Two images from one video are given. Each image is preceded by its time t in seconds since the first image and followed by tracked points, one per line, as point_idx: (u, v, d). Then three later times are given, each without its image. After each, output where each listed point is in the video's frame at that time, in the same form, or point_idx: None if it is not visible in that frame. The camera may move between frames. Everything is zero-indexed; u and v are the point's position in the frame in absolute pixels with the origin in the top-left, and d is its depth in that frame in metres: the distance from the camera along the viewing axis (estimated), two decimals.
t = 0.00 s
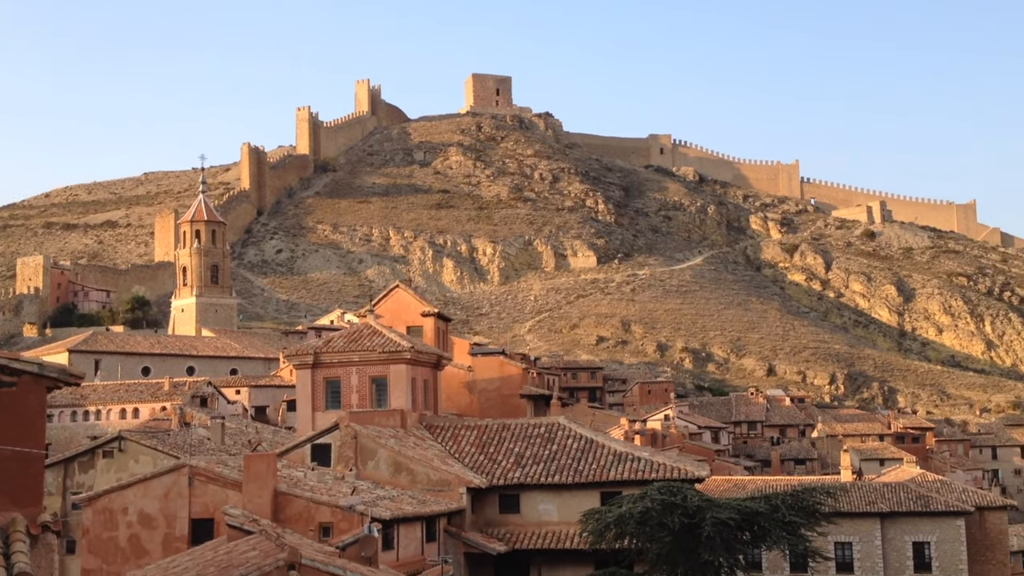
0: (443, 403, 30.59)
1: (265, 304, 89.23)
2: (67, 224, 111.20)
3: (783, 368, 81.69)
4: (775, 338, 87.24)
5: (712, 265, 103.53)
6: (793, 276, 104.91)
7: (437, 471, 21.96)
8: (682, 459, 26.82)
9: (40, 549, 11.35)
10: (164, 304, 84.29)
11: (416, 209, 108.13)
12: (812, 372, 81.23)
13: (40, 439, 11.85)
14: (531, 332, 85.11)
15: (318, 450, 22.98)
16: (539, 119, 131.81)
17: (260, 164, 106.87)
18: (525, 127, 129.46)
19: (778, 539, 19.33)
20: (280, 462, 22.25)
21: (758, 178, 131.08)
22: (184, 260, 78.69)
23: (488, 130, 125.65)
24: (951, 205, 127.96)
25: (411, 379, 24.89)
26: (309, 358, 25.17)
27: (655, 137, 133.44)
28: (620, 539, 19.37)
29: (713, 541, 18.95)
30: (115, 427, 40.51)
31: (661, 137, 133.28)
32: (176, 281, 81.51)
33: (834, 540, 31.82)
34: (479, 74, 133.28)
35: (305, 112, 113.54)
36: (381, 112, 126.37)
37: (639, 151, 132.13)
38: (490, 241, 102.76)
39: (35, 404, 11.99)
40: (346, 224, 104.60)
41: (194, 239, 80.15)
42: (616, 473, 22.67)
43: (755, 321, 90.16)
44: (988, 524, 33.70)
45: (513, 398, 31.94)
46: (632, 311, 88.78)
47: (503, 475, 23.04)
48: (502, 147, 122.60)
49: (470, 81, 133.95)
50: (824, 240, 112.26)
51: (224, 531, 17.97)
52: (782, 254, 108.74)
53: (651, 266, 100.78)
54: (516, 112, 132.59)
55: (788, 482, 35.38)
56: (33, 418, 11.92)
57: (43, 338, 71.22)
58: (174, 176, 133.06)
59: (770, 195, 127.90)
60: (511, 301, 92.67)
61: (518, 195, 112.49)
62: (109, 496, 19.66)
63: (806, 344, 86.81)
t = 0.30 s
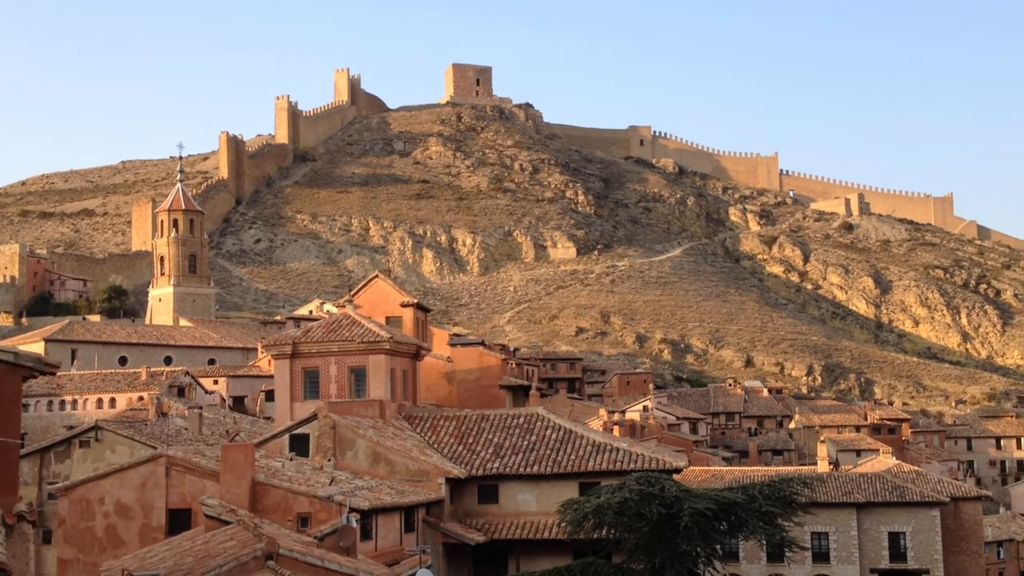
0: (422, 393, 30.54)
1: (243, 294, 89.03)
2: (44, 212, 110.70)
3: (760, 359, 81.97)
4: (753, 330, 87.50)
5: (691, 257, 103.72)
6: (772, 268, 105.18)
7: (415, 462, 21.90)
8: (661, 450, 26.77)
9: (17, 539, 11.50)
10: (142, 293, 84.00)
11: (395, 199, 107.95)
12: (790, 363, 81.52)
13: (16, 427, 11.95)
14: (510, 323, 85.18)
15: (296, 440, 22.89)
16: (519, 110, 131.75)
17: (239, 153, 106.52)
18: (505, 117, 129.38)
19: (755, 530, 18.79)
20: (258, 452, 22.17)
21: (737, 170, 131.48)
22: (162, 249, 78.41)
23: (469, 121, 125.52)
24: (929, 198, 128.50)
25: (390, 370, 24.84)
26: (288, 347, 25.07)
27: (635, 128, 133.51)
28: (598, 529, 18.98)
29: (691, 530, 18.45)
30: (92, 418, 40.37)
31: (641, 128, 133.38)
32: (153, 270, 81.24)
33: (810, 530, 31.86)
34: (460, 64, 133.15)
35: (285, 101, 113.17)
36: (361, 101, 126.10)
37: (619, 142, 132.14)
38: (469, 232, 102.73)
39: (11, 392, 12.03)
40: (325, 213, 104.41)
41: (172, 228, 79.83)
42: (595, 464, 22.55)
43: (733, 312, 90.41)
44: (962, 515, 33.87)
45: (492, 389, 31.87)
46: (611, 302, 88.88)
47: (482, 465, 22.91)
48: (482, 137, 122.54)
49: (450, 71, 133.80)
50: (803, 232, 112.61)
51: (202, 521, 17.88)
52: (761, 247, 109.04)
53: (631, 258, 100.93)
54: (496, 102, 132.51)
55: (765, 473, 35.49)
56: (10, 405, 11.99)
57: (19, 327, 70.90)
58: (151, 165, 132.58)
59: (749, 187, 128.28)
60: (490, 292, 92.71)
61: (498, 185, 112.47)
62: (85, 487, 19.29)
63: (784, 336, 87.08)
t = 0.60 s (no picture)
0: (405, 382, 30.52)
1: (225, 283, 88.86)
2: (24, 199, 110.25)
3: (743, 348, 82.19)
4: (736, 319, 87.70)
5: (674, 246, 103.87)
6: (754, 258, 105.36)
7: (398, 450, 21.88)
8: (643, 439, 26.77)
9: None
10: (123, 281, 83.76)
11: (378, 188, 107.82)
12: (772, 353, 81.76)
13: None
14: (494, 312, 85.24)
15: (279, 428, 22.90)
16: (502, 99, 131.62)
17: (221, 140, 106.16)
18: (488, 106, 129.23)
19: (736, 517, 18.55)
20: (241, 441, 22.12)
21: (720, 160, 131.79)
22: (143, 237, 78.16)
23: (452, 109, 125.36)
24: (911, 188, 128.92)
25: (373, 358, 24.83)
26: (270, 336, 25.01)
27: (618, 117, 133.51)
28: (580, 517, 18.74)
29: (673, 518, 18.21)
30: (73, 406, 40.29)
31: (624, 117, 133.39)
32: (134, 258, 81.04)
33: (792, 518, 32.13)
34: (443, 53, 133.03)
35: (267, 88, 112.79)
36: (344, 89, 125.79)
37: (602, 131, 132.09)
38: (453, 221, 102.68)
39: None
40: (307, 202, 104.26)
41: (153, 216, 79.60)
42: (578, 452, 22.51)
43: (715, 302, 90.58)
44: (943, 503, 34.02)
45: (475, 376, 31.92)
46: (594, 291, 88.93)
47: (465, 454, 22.83)
48: (466, 126, 122.42)
49: (433, 60, 133.62)
50: (785, 222, 112.84)
51: (183, 509, 17.83)
52: (743, 236, 109.25)
53: (614, 247, 101.02)
54: (480, 91, 132.36)
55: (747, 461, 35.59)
56: None
57: None
58: (133, 152, 132.12)
59: (732, 177, 128.57)
60: (473, 281, 92.70)
61: (481, 174, 112.43)
62: (66, 475, 19.07)
63: (767, 325, 87.31)
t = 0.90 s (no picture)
0: (394, 370, 30.52)
1: (213, 271, 88.74)
2: (10, 186, 109.90)
3: (731, 336, 82.36)
4: (724, 307, 87.83)
5: (662, 234, 103.95)
6: (743, 245, 105.50)
7: (387, 438, 21.90)
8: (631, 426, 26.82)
9: None
10: (110, 268, 83.58)
11: (367, 175, 107.71)
12: (760, 340, 81.94)
13: None
14: (483, 300, 85.27)
15: (267, 416, 22.89)
16: (491, 86, 131.47)
17: (208, 128, 105.86)
18: (477, 93, 129.06)
19: (723, 505, 18.57)
20: (229, 428, 22.11)
21: (709, 148, 131.95)
22: (130, 225, 77.98)
23: (440, 97, 125.19)
24: (898, 176, 129.19)
25: (361, 346, 24.83)
26: (259, 323, 24.98)
27: (607, 105, 133.48)
28: (568, 505, 18.75)
29: (660, 505, 18.20)
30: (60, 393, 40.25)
31: (612, 105, 133.36)
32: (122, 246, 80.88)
33: (780, 506, 32.17)
34: (431, 40, 132.89)
35: (254, 75, 112.43)
36: (331, 77, 125.57)
37: (591, 119, 132.01)
38: (441, 209, 102.64)
39: None
40: (295, 189, 104.11)
41: (140, 203, 79.41)
42: (567, 440, 22.55)
43: (704, 290, 90.67)
44: (929, 490, 34.19)
45: (463, 364, 31.93)
46: (583, 279, 88.99)
47: (453, 442, 22.84)
48: (454, 114, 122.29)
49: (421, 47, 133.42)
50: (773, 210, 112.99)
51: (171, 497, 17.80)
52: (731, 224, 109.39)
53: (603, 235, 101.06)
54: (468, 78, 132.20)
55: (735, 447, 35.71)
56: None
57: None
58: (119, 139, 131.77)
59: (720, 165, 128.75)
60: (462, 269, 92.70)
61: (470, 161, 112.39)
62: (54, 463, 18.92)
63: (755, 313, 87.47)
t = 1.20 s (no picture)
0: (386, 357, 30.50)
1: (205, 257, 88.69)
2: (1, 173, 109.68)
3: (724, 324, 82.45)
4: (716, 294, 87.90)
5: (655, 221, 104.00)
6: (735, 232, 105.49)
7: (380, 425, 21.91)
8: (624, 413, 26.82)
9: None
10: (102, 256, 83.52)
11: (359, 162, 107.61)
12: (753, 327, 82.04)
13: None
14: (475, 287, 85.27)
15: (259, 403, 22.88)
16: (483, 73, 131.33)
17: (200, 114, 105.64)
18: (469, 80, 128.90)
19: (716, 491, 18.57)
20: (221, 415, 22.11)
21: (702, 135, 132.01)
22: (122, 212, 77.89)
23: (433, 84, 125.04)
24: (891, 163, 129.28)
25: (354, 334, 24.80)
26: (251, 311, 24.97)
27: (600, 92, 133.40)
28: (561, 491, 18.76)
29: (653, 492, 18.18)
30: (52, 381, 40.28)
31: (605, 92, 133.29)
32: (114, 233, 80.78)
33: (771, 492, 32.32)
34: (424, 26, 132.73)
35: (246, 61, 112.15)
36: (324, 63, 125.40)
37: (584, 106, 131.95)
38: (434, 196, 102.58)
39: None
40: (287, 176, 104.01)
41: (132, 189, 79.27)
42: (560, 426, 22.55)
43: (697, 277, 90.74)
44: (920, 476, 34.28)
45: (456, 352, 31.82)
46: (576, 266, 88.96)
47: (446, 429, 22.86)
48: (447, 100, 122.16)
49: (414, 33, 133.23)
50: (766, 197, 113.09)
51: (164, 484, 17.78)
52: (724, 211, 109.47)
53: (595, 222, 101.05)
54: (461, 65, 132.06)
55: (728, 435, 35.78)
56: None
57: None
58: (111, 126, 131.54)
59: (713, 152, 128.83)
60: (455, 256, 92.70)
61: (462, 149, 112.28)
62: (46, 450, 18.80)
63: (747, 300, 87.57)
